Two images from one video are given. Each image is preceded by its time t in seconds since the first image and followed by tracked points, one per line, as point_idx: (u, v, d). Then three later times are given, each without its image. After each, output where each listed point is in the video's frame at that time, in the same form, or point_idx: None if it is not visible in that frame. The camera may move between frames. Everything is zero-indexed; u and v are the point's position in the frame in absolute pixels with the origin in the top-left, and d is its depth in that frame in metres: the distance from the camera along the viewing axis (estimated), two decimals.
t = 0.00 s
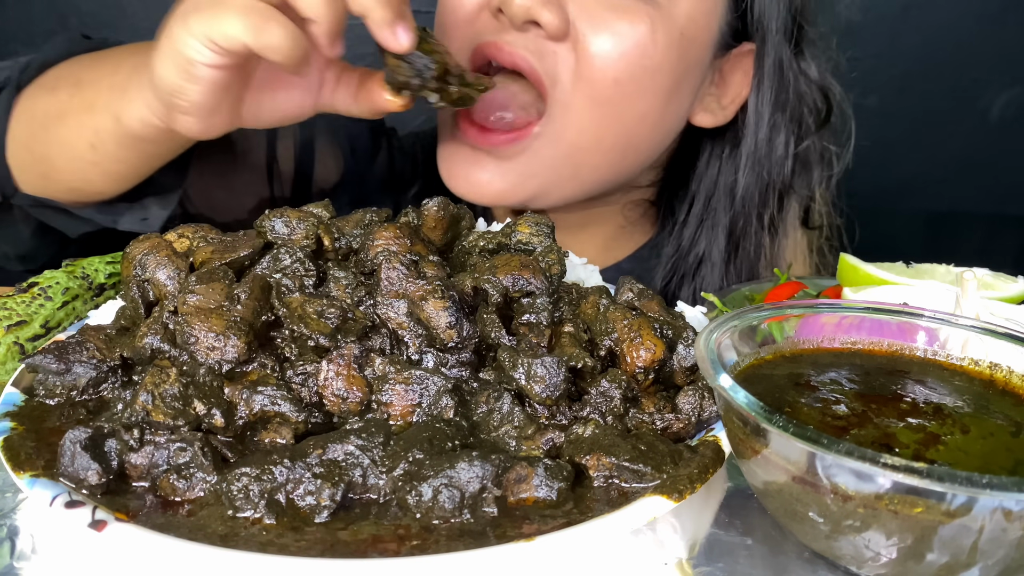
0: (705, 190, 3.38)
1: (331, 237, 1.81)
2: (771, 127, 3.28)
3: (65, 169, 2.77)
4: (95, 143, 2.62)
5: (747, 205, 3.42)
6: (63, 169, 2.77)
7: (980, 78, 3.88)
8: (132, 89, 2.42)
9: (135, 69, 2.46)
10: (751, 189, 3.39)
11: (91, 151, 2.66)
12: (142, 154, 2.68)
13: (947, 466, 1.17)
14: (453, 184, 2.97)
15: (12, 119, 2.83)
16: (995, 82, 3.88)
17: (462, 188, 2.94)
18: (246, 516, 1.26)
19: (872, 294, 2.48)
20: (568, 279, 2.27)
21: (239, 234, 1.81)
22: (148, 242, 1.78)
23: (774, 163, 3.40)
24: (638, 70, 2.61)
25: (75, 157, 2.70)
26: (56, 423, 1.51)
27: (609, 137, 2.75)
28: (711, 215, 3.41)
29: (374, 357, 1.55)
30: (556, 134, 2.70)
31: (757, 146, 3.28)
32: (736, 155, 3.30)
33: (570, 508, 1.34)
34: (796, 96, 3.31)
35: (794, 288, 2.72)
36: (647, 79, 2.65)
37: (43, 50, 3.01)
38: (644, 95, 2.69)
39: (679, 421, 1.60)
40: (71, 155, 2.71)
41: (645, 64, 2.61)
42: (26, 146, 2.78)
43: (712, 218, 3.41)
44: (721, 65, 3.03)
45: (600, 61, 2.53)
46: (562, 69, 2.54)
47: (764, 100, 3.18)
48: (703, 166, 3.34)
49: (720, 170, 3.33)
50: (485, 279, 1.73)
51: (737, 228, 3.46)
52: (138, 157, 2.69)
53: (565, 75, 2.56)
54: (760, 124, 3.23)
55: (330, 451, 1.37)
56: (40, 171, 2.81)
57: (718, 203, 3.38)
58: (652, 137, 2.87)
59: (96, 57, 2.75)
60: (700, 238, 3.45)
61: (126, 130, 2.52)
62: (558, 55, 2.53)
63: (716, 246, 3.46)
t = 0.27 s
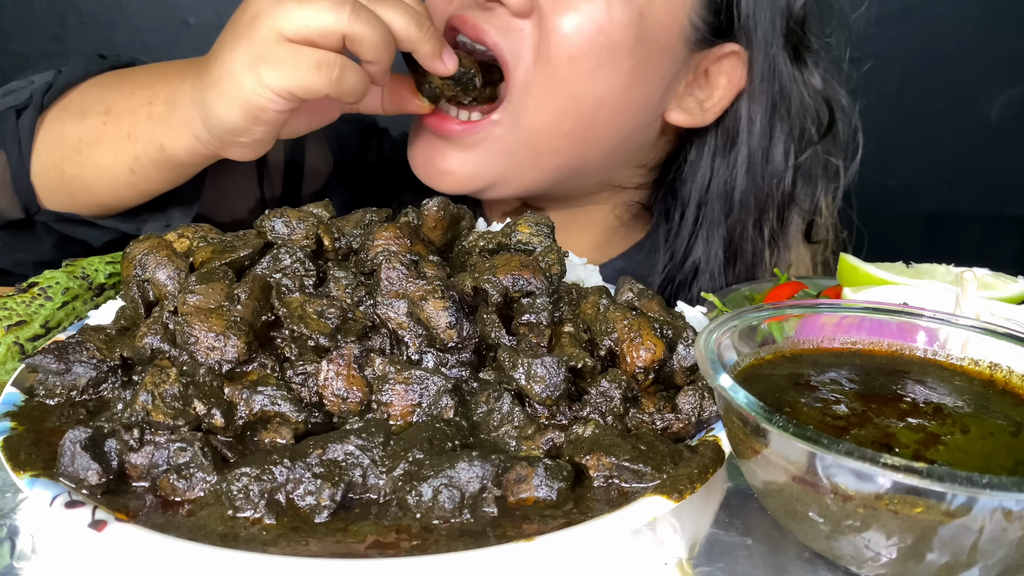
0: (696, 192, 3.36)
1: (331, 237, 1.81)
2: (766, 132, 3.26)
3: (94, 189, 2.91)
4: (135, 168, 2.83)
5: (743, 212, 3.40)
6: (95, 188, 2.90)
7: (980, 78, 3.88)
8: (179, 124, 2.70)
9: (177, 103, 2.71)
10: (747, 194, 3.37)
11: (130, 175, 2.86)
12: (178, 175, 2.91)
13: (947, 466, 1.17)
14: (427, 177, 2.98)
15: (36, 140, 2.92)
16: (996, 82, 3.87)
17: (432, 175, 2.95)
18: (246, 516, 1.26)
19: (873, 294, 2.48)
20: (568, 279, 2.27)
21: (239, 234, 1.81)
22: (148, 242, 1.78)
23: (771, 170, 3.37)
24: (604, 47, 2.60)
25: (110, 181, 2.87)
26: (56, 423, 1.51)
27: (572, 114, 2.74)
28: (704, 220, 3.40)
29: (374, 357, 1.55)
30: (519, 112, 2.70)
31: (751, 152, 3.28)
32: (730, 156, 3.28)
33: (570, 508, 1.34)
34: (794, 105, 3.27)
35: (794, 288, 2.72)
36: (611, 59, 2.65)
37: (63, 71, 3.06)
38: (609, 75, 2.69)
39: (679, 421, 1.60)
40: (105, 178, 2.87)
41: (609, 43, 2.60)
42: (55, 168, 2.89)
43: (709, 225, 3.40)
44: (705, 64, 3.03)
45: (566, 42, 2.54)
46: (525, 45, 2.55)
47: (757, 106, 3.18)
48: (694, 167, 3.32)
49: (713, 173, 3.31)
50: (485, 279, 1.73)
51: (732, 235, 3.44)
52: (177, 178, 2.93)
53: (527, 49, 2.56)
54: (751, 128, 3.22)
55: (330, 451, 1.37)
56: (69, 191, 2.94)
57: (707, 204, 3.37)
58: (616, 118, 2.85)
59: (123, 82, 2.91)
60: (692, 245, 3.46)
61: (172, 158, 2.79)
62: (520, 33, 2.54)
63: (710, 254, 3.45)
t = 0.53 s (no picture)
0: (687, 187, 3.33)
1: (331, 237, 1.81)
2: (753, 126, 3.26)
3: (92, 196, 2.90)
4: (131, 177, 2.82)
5: (734, 207, 3.39)
6: (93, 197, 2.89)
7: (980, 78, 3.87)
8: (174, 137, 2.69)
9: (170, 116, 2.70)
10: (737, 188, 3.35)
11: (126, 185, 2.85)
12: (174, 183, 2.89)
13: (947, 466, 1.17)
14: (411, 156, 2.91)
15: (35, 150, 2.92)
16: (995, 82, 3.86)
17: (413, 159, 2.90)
18: (246, 516, 1.26)
19: (873, 294, 2.48)
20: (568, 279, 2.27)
21: (238, 234, 1.81)
22: (148, 242, 1.78)
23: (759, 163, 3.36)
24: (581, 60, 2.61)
25: (107, 190, 2.86)
26: (56, 423, 1.51)
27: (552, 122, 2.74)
28: (694, 215, 3.37)
29: (374, 357, 1.55)
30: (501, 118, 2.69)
31: (739, 147, 3.27)
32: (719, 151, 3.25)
33: (570, 508, 1.34)
34: (783, 97, 3.28)
35: (794, 288, 2.72)
36: (590, 73, 2.65)
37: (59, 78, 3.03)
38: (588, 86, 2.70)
39: (679, 421, 1.60)
40: (102, 187, 2.86)
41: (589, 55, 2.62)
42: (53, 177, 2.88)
43: (699, 221, 3.37)
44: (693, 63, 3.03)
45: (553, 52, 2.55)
46: (504, 57, 2.55)
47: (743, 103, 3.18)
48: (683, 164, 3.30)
49: (702, 168, 3.28)
50: (485, 279, 1.72)
51: (724, 228, 3.41)
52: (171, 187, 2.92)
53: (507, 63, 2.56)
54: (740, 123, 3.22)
55: (330, 451, 1.37)
56: (68, 199, 2.93)
57: (697, 200, 3.34)
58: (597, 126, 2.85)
59: (120, 92, 2.91)
60: (683, 238, 3.42)
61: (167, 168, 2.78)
62: (500, 45, 2.54)
63: (702, 246, 3.41)
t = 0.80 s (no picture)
0: (688, 185, 3.38)
1: (331, 237, 1.81)
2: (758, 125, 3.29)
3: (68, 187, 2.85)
4: (96, 169, 2.71)
5: (734, 204, 3.44)
6: (68, 187, 2.85)
7: (980, 78, 3.86)
8: (122, 127, 2.51)
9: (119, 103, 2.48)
10: (739, 185, 3.39)
11: (92, 174, 2.75)
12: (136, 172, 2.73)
13: (947, 466, 1.17)
14: (420, 169, 3.07)
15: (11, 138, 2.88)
16: (995, 82, 3.85)
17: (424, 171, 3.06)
18: (246, 516, 1.26)
19: (873, 294, 2.48)
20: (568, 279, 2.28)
21: (239, 234, 1.81)
22: (148, 242, 1.78)
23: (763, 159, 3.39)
24: (583, 84, 2.70)
25: (78, 180, 2.79)
26: (56, 423, 1.51)
27: (554, 145, 2.85)
28: (695, 214, 3.42)
29: (374, 357, 1.55)
30: (503, 141, 2.81)
31: (743, 143, 3.30)
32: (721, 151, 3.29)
33: (570, 508, 1.34)
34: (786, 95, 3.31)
35: (793, 288, 2.72)
36: (592, 96, 2.74)
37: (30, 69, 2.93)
38: (590, 109, 2.78)
39: (679, 421, 1.60)
40: (71, 177, 2.79)
41: (591, 80, 2.70)
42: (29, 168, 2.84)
43: (700, 217, 3.42)
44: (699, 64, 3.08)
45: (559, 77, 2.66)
46: (508, 84, 2.65)
47: (747, 100, 3.20)
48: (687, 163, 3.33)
49: (704, 168, 3.33)
50: (485, 279, 1.72)
51: (725, 226, 3.47)
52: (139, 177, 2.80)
53: (509, 89, 2.66)
54: (743, 121, 3.25)
55: (330, 451, 1.37)
56: (46, 188, 2.90)
57: (698, 200, 3.39)
58: (600, 146, 2.94)
59: (83, 78, 2.72)
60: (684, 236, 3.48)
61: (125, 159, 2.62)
62: (503, 72, 2.63)
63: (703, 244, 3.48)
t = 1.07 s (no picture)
0: (707, 168, 3.79)
1: (331, 237, 1.81)
2: (772, 112, 3.75)
3: (24, 131, 2.98)
4: (40, 107, 2.81)
5: (752, 186, 3.91)
6: (22, 134, 3.00)
7: (980, 78, 3.68)
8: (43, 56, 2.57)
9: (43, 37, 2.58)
10: (757, 174, 3.88)
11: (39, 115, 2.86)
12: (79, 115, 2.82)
13: (947, 466, 1.17)
14: (464, 192, 3.35)
15: None
16: (996, 82, 3.68)
17: (471, 192, 3.32)
18: (246, 516, 1.26)
19: (873, 294, 2.48)
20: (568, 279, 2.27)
21: (238, 234, 1.81)
22: (148, 242, 1.78)
23: (778, 146, 3.85)
24: (632, 100, 2.92)
25: (29, 121, 2.91)
26: (56, 424, 1.51)
27: (601, 158, 3.09)
28: (714, 194, 3.88)
29: (374, 357, 1.55)
30: (553, 158, 3.06)
31: (762, 129, 3.75)
32: (740, 139, 3.73)
33: (569, 508, 1.34)
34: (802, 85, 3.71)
35: (794, 288, 2.72)
36: (640, 110, 2.97)
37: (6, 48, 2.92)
38: (638, 123, 3.02)
39: (679, 421, 1.60)
40: (23, 117, 2.90)
41: (639, 96, 2.92)
42: None
43: (717, 198, 3.89)
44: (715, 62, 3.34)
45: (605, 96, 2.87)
46: (564, 108, 2.87)
47: (767, 87, 3.63)
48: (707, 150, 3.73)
49: (725, 154, 3.76)
50: (485, 279, 1.72)
51: (740, 206, 3.94)
52: (86, 123, 2.88)
53: (565, 112, 2.89)
54: (766, 107, 3.70)
55: (330, 451, 1.37)
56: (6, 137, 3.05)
57: (721, 181, 3.84)
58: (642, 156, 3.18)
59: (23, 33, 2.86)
60: (701, 216, 3.95)
61: (60, 94, 2.69)
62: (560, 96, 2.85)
63: (716, 223, 3.98)
